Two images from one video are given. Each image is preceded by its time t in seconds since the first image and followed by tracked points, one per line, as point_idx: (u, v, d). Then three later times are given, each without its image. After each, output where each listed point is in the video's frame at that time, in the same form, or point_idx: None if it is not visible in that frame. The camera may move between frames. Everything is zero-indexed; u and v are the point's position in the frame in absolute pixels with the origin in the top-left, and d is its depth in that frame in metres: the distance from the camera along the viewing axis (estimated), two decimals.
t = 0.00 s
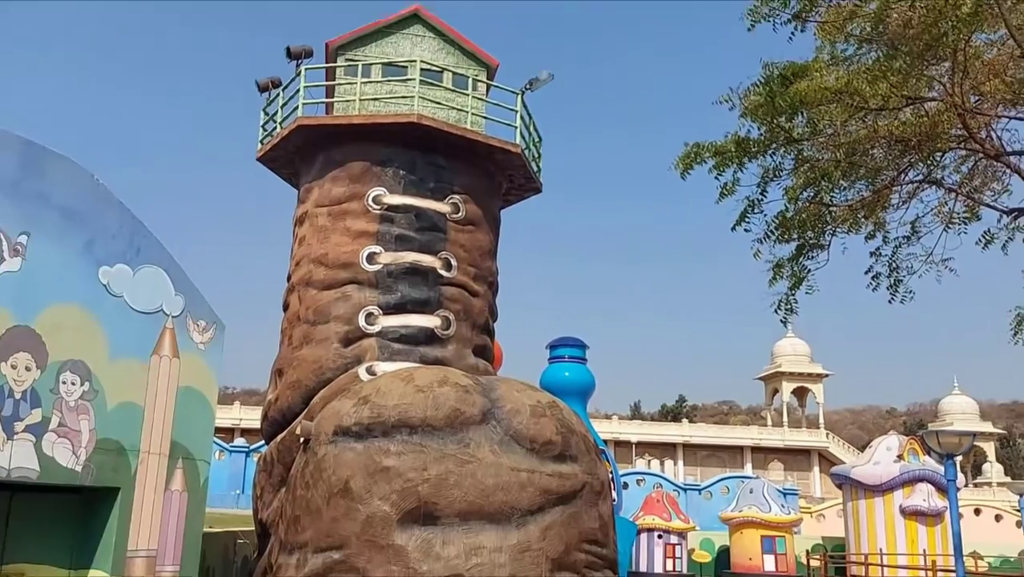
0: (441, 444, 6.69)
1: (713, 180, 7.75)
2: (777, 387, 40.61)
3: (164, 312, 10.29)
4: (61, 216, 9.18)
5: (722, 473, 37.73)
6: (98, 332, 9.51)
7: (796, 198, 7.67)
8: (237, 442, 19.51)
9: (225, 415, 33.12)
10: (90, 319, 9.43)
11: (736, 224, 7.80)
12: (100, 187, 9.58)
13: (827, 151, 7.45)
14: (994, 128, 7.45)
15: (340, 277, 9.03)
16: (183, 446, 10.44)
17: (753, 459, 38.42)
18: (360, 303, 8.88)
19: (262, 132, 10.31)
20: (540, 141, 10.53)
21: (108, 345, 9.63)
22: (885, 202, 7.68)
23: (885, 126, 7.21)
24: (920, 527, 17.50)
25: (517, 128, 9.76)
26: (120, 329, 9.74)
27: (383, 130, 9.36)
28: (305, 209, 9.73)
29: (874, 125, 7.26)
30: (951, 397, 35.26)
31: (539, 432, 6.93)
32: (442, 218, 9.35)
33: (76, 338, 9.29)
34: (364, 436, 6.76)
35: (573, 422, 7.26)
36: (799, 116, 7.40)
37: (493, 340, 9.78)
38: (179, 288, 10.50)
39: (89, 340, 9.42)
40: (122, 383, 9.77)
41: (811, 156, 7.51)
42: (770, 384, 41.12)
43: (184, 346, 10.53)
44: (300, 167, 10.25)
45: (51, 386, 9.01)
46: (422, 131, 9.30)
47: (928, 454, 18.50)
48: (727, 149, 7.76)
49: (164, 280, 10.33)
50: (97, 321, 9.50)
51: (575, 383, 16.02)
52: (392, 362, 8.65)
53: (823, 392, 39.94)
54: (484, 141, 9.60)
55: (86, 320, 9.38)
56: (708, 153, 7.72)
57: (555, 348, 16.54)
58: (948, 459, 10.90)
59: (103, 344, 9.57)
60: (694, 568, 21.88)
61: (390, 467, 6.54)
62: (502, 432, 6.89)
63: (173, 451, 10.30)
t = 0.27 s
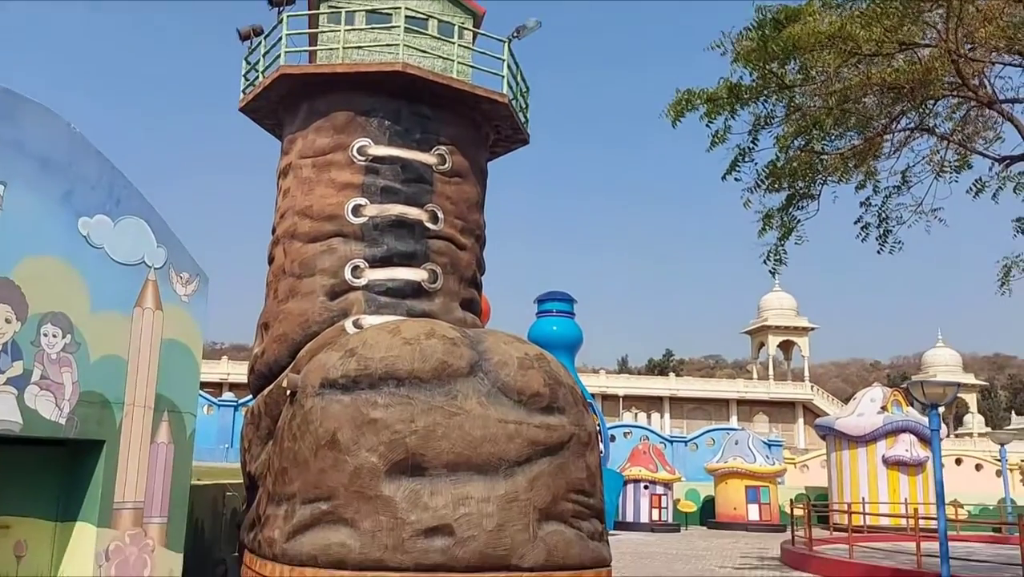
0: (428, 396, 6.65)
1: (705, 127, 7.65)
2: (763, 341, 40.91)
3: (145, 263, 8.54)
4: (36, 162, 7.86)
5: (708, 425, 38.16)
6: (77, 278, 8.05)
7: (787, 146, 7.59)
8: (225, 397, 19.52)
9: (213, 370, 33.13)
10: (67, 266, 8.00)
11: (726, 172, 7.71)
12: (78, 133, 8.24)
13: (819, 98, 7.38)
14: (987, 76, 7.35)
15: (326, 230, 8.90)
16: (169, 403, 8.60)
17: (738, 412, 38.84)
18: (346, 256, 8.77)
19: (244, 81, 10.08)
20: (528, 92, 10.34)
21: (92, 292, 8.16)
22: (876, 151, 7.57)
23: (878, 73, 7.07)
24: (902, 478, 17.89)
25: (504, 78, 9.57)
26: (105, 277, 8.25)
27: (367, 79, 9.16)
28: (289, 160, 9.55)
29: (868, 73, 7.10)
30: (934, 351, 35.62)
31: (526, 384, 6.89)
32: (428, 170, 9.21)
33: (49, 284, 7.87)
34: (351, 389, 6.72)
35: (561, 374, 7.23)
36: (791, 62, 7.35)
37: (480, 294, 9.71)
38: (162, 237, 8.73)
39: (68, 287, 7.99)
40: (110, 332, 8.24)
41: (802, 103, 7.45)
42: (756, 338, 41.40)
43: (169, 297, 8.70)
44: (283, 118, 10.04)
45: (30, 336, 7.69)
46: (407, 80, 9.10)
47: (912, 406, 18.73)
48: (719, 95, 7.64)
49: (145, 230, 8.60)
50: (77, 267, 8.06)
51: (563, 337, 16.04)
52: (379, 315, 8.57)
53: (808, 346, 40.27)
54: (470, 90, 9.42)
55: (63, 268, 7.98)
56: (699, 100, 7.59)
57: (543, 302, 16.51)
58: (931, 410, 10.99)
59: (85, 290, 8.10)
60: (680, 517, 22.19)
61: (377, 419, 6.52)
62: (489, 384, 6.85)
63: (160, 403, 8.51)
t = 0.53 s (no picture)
0: (415, 350, 6.53)
1: (696, 71, 7.40)
2: (754, 297, 40.94)
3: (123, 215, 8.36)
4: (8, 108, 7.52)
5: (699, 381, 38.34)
6: (53, 230, 7.80)
7: (780, 92, 7.39)
8: (216, 353, 19.43)
9: (204, 327, 33.02)
10: (44, 217, 7.74)
11: (718, 118, 7.51)
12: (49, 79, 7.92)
13: (813, 40, 7.17)
14: (986, 19, 7.15)
15: (311, 183, 8.69)
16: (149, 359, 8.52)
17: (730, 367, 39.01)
18: (331, 210, 8.58)
19: (225, 30, 9.77)
20: (517, 40, 10.06)
21: (68, 244, 7.93)
22: (871, 98, 7.32)
23: (873, 16, 6.95)
24: (891, 431, 18.06)
25: (492, 25, 9.30)
26: (81, 229, 8.02)
27: (351, 27, 8.88)
28: (272, 111, 9.30)
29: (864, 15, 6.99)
30: (925, 306, 35.71)
31: (514, 336, 6.78)
32: (415, 121, 8.98)
33: (25, 235, 7.61)
34: (336, 342, 6.60)
35: (550, 326, 7.10)
36: (786, 4, 7.18)
37: (469, 248, 9.53)
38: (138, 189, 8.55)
39: (45, 239, 7.74)
40: (87, 285, 8.04)
41: (796, 47, 7.23)
42: (747, 294, 41.42)
43: (147, 250, 8.54)
44: (266, 68, 9.76)
45: (7, 288, 7.42)
46: (392, 27, 8.82)
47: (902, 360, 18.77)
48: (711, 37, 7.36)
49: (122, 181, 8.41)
50: (53, 219, 7.81)
51: (554, 293, 15.93)
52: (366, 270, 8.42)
53: (799, 301, 40.32)
54: (457, 39, 9.15)
55: (39, 219, 7.71)
56: (691, 42, 7.35)
57: (534, 258, 16.35)
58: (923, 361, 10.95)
59: (62, 242, 7.87)
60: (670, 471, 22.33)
61: (363, 372, 6.41)
62: (477, 337, 6.72)
63: (141, 355, 8.39)
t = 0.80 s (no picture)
0: (396, 325, 6.37)
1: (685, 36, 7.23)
2: (746, 276, 40.87)
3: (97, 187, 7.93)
4: None
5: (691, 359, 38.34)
6: (20, 201, 7.42)
7: (770, 59, 7.18)
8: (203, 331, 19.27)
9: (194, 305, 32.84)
10: (11, 188, 7.35)
11: (706, 86, 7.33)
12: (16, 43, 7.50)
13: (803, 6, 7.08)
14: None
15: (294, 156, 8.47)
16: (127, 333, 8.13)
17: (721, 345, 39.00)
18: (315, 183, 8.37)
19: None
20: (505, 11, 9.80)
21: (37, 216, 7.55)
22: (864, 65, 7.14)
23: None
24: (880, 408, 18.00)
25: None
26: (52, 201, 7.63)
27: None
28: (255, 83, 9.05)
29: None
30: (916, 284, 35.69)
31: (498, 312, 6.62)
32: (400, 93, 8.74)
33: None
34: (316, 317, 6.43)
35: (535, 302, 6.95)
36: None
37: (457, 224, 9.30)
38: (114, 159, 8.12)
39: (11, 210, 7.36)
40: (59, 259, 7.66)
41: (786, 14, 7.14)
42: (739, 272, 41.33)
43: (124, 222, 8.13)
44: (248, 38, 9.50)
45: None
46: None
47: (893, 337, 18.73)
48: None
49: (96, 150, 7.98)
50: (21, 191, 7.43)
51: (544, 271, 15.77)
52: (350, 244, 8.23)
53: (791, 280, 40.27)
54: (443, 8, 8.90)
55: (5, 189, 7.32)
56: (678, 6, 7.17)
57: (525, 235, 16.15)
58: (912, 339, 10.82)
59: (30, 214, 7.48)
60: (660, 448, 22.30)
61: (343, 347, 6.24)
62: (460, 313, 6.55)
63: (116, 331, 7.99)
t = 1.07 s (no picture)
0: (353, 298, 6.13)
1: None
2: (717, 251, 40.95)
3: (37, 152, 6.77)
4: None
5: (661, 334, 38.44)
6: None
7: (739, 23, 6.96)
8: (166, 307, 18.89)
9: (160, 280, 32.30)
10: None
11: (672, 51, 7.12)
12: None
13: None
14: None
15: (251, 124, 8.13)
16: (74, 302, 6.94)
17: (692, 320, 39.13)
18: (273, 153, 8.05)
19: None
20: None
21: None
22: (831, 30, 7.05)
23: None
24: (847, 381, 18.10)
25: None
26: None
27: None
28: (211, 49, 8.67)
29: None
30: (884, 259, 35.96)
31: (460, 285, 6.40)
32: (361, 60, 8.39)
33: None
34: (269, 290, 6.17)
35: (498, 275, 6.74)
36: None
37: (422, 195, 8.99)
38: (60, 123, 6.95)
39: None
40: None
41: None
42: (710, 247, 41.39)
43: (67, 189, 6.91)
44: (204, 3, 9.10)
45: None
46: None
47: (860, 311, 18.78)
48: None
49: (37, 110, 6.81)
50: None
51: (513, 246, 15.55)
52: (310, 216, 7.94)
53: (761, 255, 40.42)
54: None
55: None
56: None
57: (494, 210, 15.90)
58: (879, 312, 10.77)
59: None
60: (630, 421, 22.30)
61: (297, 321, 6.00)
62: (420, 286, 6.31)
63: (61, 304, 6.86)
